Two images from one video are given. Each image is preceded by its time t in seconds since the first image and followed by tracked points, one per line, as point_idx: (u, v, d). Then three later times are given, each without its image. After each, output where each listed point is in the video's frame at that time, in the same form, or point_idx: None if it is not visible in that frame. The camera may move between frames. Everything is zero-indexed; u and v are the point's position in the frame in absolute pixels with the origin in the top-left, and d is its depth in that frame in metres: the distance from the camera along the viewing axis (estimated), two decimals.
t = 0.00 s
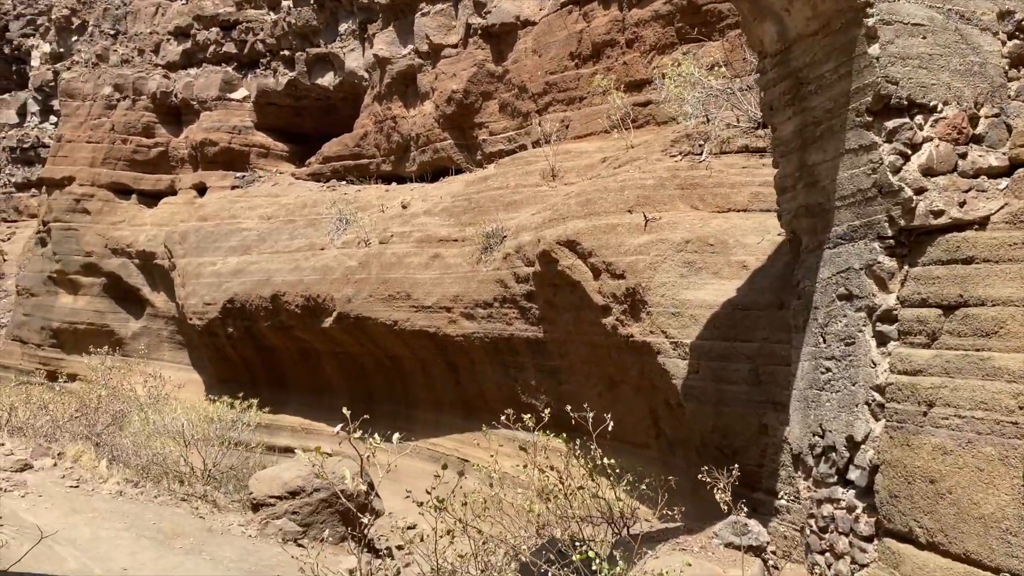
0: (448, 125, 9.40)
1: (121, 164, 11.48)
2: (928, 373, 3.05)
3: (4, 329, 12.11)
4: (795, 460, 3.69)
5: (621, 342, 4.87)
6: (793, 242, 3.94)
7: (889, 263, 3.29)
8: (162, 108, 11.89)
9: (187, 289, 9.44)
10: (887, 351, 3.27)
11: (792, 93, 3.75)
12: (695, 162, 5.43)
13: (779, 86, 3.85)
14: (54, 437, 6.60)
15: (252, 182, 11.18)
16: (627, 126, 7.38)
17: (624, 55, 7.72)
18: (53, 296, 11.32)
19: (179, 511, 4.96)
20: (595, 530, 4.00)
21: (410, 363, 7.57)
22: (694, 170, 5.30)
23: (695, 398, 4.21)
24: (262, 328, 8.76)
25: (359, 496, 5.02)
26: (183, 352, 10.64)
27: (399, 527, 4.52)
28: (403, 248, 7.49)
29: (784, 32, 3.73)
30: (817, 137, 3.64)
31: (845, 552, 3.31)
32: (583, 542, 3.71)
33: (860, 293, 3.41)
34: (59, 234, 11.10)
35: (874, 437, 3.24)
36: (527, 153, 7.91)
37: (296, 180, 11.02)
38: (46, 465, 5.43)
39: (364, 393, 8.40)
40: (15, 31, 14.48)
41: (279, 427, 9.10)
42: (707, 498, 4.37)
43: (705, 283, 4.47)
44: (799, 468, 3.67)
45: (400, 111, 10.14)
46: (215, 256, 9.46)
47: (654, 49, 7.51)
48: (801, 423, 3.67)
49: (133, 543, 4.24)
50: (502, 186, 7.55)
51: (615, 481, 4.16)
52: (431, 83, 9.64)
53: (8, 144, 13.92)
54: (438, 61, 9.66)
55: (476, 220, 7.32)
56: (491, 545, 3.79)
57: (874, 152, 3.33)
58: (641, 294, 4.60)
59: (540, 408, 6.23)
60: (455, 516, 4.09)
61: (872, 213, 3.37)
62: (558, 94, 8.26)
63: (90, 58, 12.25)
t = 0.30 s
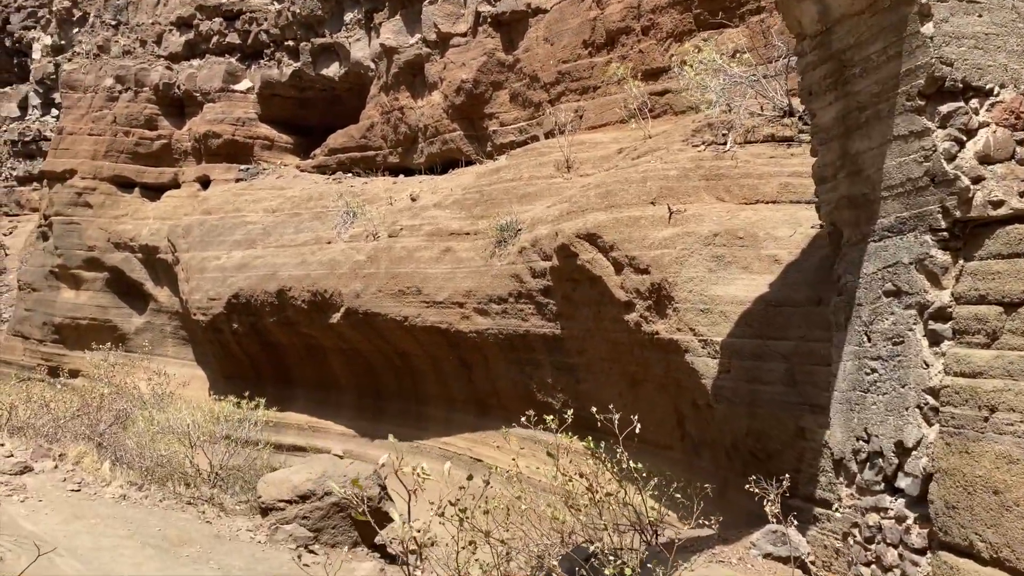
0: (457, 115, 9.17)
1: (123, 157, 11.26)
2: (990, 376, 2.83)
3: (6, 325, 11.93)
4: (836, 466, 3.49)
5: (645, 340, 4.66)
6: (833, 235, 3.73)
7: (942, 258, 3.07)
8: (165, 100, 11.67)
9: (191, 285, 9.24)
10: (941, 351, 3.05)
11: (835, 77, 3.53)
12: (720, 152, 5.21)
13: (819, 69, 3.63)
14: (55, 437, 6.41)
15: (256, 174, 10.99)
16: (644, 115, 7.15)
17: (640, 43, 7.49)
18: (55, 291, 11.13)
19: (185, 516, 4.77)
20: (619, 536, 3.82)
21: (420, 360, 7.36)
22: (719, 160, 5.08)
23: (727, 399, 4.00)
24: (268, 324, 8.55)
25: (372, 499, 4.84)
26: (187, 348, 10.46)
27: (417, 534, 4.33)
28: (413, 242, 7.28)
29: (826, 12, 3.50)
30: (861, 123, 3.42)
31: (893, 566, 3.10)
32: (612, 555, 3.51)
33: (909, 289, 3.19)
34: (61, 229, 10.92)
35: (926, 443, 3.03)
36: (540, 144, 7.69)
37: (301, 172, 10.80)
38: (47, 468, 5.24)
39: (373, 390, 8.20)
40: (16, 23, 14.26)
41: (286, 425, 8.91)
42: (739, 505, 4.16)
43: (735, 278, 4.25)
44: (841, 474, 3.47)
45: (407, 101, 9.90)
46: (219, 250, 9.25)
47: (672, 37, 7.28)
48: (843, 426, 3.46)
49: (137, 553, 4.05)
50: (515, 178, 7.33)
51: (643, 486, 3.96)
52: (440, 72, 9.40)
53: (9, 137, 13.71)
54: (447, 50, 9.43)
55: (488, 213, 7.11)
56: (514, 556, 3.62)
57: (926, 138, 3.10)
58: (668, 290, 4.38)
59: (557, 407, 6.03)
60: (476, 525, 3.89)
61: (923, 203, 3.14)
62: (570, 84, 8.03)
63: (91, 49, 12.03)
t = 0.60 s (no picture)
0: (464, 105, 8.93)
1: (120, 148, 11.00)
2: None
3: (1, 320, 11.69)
4: (882, 474, 3.27)
5: (670, 339, 4.45)
6: (878, 228, 3.51)
7: (1003, 253, 2.84)
8: (163, 91, 11.40)
9: (190, 279, 9.01)
10: (1002, 353, 2.83)
11: (883, 60, 3.30)
12: (745, 142, 5.00)
13: (863, 51, 3.40)
14: (52, 438, 6.19)
15: (257, 166, 10.74)
16: (659, 105, 6.93)
17: (654, 30, 7.25)
18: (51, 285, 10.91)
19: (188, 523, 4.56)
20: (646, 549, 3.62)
21: (427, 357, 7.14)
22: (745, 149, 4.87)
23: (762, 402, 3.80)
24: (270, 320, 8.33)
25: (383, 504, 4.65)
26: (187, 344, 10.24)
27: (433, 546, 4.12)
28: (420, 236, 7.06)
29: None
30: (911, 108, 3.19)
31: None
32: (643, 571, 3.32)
33: (965, 287, 2.96)
34: (57, 222, 10.66)
35: (987, 452, 2.82)
36: (551, 134, 7.46)
37: (302, 164, 10.55)
38: (43, 472, 5.02)
39: (378, 387, 7.98)
40: (11, 13, 13.98)
41: (288, 423, 8.69)
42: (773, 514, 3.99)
43: (767, 274, 4.05)
44: (887, 483, 3.26)
45: (412, 91, 9.65)
46: (220, 244, 9.02)
47: (688, 24, 7.06)
48: (889, 432, 3.24)
49: (139, 564, 3.84)
50: (525, 169, 7.10)
51: (672, 494, 3.76)
52: (445, 61, 9.16)
53: (4, 129, 13.44)
54: (453, 38, 9.17)
55: (498, 206, 6.89)
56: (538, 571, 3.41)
57: (986, 124, 2.87)
58: (696, 286, 4.17)
59: (572, 407, 5.81)
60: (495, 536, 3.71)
61: (981, 193, 2.91)
62: (581, 73, 7.80)
63: (88, 38, 11.76)
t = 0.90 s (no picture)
0: (470, 96, 8.70)
1: (117, 140, 10.73)
2: None
3: None
4: (931, 478, 3.08)
5: (696, 335, 4.26)
6: (924, 218, 3.31)
7: None
8: (160, 82, 11.13)
9: (190, 274, 8.79)
10: None
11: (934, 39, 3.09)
12: (772, 130, 4.80)
13: (911, 30, 3.19)
14: (49, 437, 5.99)
15: (257, 159, 10.40)
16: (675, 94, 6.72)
17: (668, 17, 7.04)
18: (47, 280, 10.69)
19: (192, 528, 4.37)
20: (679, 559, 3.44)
21: (435, 354, 6.94)
22: (772, 138, 4.67)
23: (799, 402, 3.62)
24: (272, 315, 8.11)
25: (396, 508, 4.45)
26: (185, 339, 10.02)
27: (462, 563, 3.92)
28: (428, 229, 6.86)
29: None
30: (967, 90, 2.99)
31: None
32: None
33: None
34: (52, 215, 10.44)
35: None
36: (563, 124, 7.26)
37: (303, 156, 10.31)
38: (40, 474, 4.83)
39: (383, 384, 7.78)
40: (4, 3, 13.70)
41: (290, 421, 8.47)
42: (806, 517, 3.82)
43: (802, 267, 3.86)
44: (938, 488, 3.06)
45: (416, 81, 9.40)
46: (220, 237, 8.80)
47: (704, 10, 6.84)
48: (940, 434, 3.04)
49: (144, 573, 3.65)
50: (536, 159, 6.89)
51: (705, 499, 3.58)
52: (450, 50, 8.92)
53: None
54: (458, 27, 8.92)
55: (508, 198, 6.68)
56: None
57: None
58: (726, 280, 3.98)
59: (588, 405, 5.62)
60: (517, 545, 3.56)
61: None
62: (592, 62, 7.59)
63: (83, 28, 11.51)
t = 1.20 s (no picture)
0: (472, 87, 8.46)
1: (109, 132, 10.48)
2: None
3: None
4: (979, 489, 2.98)
5: (719, 335, 4.09)
6: (969, 214, 3.14)
7: None
8: (153, 73, 10.83)
9: (184, 270, 8.58)
10: None
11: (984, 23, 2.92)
12: (795, 121, 4.60)
13: (958, 14, 3.01)
14: (41, 439, 5.80)
15: (252, 151, 10.14)
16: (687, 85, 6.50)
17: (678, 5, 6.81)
18: (38, 275, 10.45)
19: (191, 539, 4.20)
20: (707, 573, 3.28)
21: (439, 352, 6.75)
22: (794, 130, 4.49)
23: (832, 407, 3.45)
24: (270, 312, 7.90)
25: (405, 515, 4.26)
26: (180, 336, 9.81)
27: None
28: (431, 223, 6.65)
29: None
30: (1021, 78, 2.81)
31: None
32: None
33: None
34: (43, 208, 10.20)
35: None
36: (569, 116, 7.06)
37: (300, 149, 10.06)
38: (32, 480, 4.77)
39: (384, 382, 7.59)
40: None
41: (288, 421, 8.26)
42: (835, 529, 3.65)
43: (833, 265, 3.69)
44: (988, 500, 2.95)
45: (416, 72, 9.13)
46: (215, 232, 8.58)
47: None
48: (989, 444, 2.92)
49: None
50: (542, 152, 6.69)
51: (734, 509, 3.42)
52: (451, 41, 8.67)
53: None
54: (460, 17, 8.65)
55: (515, 192, 6.48)
56: None
57: None
58: (752, 278, 3.81)
59: (599, 406, 5.44)
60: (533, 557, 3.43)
61: None
62: (599, 53, 7.37)
63: (74, 18, 11.25)
